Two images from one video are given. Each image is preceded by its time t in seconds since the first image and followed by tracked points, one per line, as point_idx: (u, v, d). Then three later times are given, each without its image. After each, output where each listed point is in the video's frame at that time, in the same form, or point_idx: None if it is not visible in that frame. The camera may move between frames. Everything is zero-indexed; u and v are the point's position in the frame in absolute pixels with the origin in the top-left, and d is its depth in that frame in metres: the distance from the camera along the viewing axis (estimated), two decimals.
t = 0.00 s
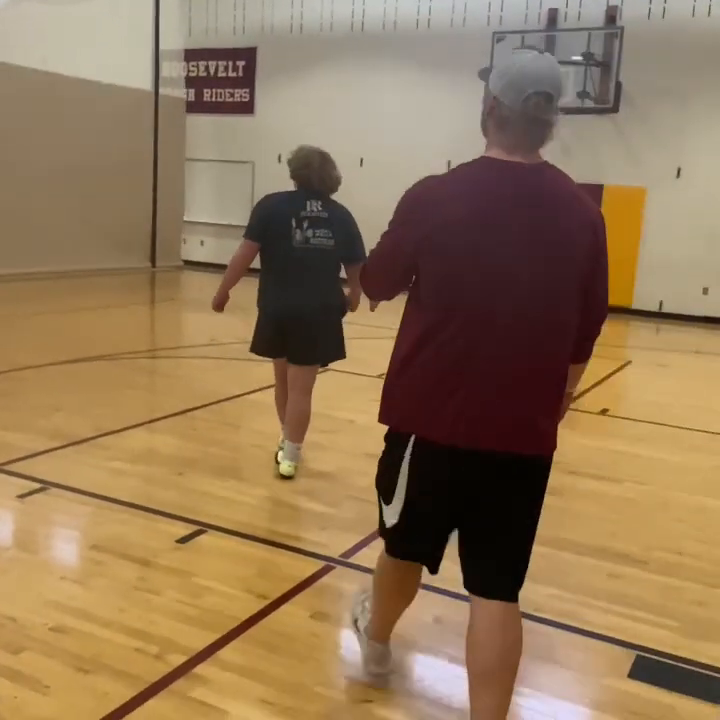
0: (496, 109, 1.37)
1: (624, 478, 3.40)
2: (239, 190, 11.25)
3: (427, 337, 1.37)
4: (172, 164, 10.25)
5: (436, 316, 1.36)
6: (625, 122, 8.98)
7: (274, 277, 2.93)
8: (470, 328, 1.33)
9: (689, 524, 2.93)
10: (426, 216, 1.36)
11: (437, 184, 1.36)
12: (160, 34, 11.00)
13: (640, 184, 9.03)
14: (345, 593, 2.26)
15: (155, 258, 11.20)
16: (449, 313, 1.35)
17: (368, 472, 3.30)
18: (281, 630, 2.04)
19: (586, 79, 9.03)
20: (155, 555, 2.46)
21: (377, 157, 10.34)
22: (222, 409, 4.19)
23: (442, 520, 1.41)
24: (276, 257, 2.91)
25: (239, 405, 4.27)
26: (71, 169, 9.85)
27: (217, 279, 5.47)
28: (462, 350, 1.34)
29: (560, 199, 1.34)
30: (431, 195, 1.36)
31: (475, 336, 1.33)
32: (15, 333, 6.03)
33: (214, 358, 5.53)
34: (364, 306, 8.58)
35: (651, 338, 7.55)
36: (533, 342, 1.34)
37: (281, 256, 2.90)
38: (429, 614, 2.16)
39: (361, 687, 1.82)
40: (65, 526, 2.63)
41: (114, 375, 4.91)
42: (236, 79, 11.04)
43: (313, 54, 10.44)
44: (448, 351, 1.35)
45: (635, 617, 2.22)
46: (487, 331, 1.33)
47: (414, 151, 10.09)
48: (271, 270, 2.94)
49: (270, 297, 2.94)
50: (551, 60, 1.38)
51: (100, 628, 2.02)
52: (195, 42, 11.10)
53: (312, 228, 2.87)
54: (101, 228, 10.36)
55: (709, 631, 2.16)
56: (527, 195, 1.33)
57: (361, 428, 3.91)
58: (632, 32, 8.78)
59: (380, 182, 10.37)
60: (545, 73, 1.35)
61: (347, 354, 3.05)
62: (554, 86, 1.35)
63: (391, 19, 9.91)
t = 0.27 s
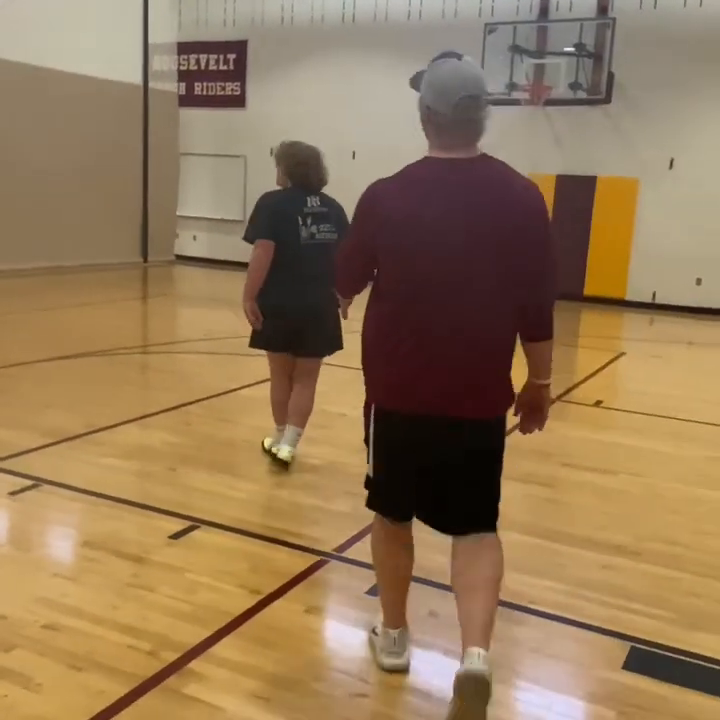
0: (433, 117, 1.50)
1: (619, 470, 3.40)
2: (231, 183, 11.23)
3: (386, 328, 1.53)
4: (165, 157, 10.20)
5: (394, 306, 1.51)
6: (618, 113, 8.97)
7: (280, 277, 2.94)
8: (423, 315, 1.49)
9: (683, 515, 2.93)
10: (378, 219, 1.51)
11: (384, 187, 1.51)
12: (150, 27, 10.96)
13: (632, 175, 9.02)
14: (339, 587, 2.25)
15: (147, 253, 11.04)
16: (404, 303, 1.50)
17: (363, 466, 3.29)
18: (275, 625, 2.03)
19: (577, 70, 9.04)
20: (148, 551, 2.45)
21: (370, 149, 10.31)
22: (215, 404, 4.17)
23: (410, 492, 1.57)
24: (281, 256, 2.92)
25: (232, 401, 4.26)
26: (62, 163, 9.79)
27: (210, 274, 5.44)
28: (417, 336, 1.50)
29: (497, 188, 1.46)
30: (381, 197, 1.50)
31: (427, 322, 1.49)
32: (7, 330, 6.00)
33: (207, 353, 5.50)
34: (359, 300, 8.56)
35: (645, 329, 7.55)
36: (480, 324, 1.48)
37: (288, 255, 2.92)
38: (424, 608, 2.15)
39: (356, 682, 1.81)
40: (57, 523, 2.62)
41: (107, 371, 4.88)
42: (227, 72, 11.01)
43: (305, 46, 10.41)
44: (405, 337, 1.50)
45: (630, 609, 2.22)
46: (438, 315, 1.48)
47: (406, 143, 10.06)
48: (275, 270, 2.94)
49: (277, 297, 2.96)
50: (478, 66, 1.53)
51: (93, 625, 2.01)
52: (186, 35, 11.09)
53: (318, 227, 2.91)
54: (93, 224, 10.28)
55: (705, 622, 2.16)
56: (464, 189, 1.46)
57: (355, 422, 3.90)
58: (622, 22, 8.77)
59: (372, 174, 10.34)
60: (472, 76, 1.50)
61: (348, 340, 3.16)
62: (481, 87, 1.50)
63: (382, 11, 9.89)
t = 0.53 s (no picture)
0: (405, 113, 1.76)
1: (608, 466, 3.41)
2: (218, 182, 11.21)
3: (364, 294, 1.80)
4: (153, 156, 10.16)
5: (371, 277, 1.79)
6: (605, 110, 9.00)
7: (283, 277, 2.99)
8: (394, 283, 1.76)
9: (672, 510, 2.94)
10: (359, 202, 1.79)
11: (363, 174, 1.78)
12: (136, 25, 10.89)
13: (619, 172, 9.05)
14: (329, 586, 2.24)
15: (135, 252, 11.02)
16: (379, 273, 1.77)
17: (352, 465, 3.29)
18: (264, 625, 2.03)
19: (564, 67, 9.07)
20: (136, 552, 2.44)
21: (358, 147, 10.29)
22: (204, 404, 4.16)
23: (387, 448, 1.80)
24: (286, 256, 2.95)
25: (222, 400, 4.25)
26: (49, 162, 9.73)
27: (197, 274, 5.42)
28: (390, 301, 1.77)
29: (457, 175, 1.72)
30: (360, 183, 1.78)
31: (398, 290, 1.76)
32: None
33: (196, 352, 5.49)
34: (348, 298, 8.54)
35: (634, 325, 7.58)
36: (441, 289, 1.74)
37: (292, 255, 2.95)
38: (413, 606, 2.16)
39: (346, 681, 1.81)
40: (44, 525, 2.60)
41: (95, 371, 4.86)
42: (213, 70, 10.98)
43: (292, 45, 10.40)
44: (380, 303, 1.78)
45: (619, 604, 2.22)
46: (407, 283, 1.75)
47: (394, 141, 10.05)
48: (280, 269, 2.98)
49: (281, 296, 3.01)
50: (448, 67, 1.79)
51: (81, 627, 2.00)
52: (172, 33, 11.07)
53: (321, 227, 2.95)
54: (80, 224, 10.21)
55: (693, 617, 2.17)
56: (429, 176, 1.73)
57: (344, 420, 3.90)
58: (608, 20, 8.80)
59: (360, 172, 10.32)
60: (439, 77, 1.75)
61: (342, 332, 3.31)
62: (451, 86, 1.77)
63: (369, 9, 9.88)
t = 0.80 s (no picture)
0: (405, 126, 1.84)
1: (600, 465, 3.42)
2: (211, 182, 11.21)
3: (361, 298, 1.87)
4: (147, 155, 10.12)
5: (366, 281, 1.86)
6: (597, 109, 9.01)
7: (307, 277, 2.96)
8: (388, 288, 1.83)
9: (665, 509, 2.95)
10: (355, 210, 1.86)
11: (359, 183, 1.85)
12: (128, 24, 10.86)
13: (611, 171, 9.07)
14: (321, 586, 2.24)
15: (127, 252, 10.99)
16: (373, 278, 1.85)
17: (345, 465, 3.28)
18: (257, 625, 2.03)
19: (556, 67, 9.08)
20: (129, 552, 2.43)
21: (351, 147, 10.28)
22: (197, 403, 4.16)
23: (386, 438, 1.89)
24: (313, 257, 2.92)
25: (215, 400, 4.25)
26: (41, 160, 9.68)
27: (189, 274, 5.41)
28: (384, 305, 1.84)
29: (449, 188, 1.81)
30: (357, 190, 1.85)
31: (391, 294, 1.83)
32: None
33: (189, 352, 5.48)
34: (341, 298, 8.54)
35: (627, 324, 7.59)
36: (436, 296, 1.83)
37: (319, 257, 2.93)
38: (406, 605, 2.16)
39: (338, 681, 1.81)
40: (36, 525, 2.59)
41: (88, 371, 4.85)
42: (206, 69, 10.97)
43: (284, 44, 10.40)
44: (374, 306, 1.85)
45: (611, 603, 2.23)
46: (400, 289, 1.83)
47: (388, 141, 10.06)
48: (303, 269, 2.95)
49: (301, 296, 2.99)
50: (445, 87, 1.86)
51: (72, 628, 1.99)
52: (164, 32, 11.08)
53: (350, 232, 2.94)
54: (72, 223, 10.17)
55: (686, 616, 2.17)
56: (428, 189, 1.80)
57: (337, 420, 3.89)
58: (600, 20, 8.82)
59: (353, 171, 10.31)
60: (439, 95, 1.83)
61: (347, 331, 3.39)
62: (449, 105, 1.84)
63: (361, 8, 9.89)
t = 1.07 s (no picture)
0: (404, 119, 2.06)
1: (596, 461, 3.42)
2: (207, 177, 11.19)
3: (365, 280, 2.08)
4: (146, 151, 10.08)
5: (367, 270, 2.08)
6: (594, 106, 9.01)
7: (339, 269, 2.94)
8: (391, 270, 2.05)
9: (660, 505, 2.95)
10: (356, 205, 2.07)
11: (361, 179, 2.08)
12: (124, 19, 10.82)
13: (607, 167, 9.08)
14: (317, 582, 2.24)
15: (123, 247, 10.97)
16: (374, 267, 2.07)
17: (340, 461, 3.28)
18: (253, 621, 2.03)
19: (553, 62, 9.09)
20: (125, 548, 2.43)
21: (348, 143, 10.26)
22: (193, 399, 4.16)
23: (371, 402, 2.14)
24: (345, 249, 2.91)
25: (210, 395, 4.24)
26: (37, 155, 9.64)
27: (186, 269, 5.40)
28: (388, 285, 2.06)
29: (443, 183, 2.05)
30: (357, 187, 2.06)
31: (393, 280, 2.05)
32: None
33: (185, 347, 5.48)
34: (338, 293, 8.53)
35: (622, 320, 7.60)
36: (434, 277, 2.05)
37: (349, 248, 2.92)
38: (401, 601, 2.16)
39: (335, 676, 1.81)
40: (32, 521, 2.59)
41: (84, 366, 4.84)
42: (203, 64, 10.95)
43: (281, 40, 10.38)
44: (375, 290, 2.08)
45: (606, 598, 2.23)
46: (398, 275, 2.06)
47: (385, 137, 10.05)
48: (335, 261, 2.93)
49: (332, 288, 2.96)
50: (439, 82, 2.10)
51: (68, 624, 1.99)
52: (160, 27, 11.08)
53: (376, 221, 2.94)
54: (69, 218, 10.14)
55: (680, 612, 2.18)
56: (425, 180, 2.04)
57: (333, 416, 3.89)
58: (597, 16, 8.82)
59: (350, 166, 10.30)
60: (433, 90, 2.07)
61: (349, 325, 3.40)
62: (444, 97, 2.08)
63: (358, 4, 9.88)
